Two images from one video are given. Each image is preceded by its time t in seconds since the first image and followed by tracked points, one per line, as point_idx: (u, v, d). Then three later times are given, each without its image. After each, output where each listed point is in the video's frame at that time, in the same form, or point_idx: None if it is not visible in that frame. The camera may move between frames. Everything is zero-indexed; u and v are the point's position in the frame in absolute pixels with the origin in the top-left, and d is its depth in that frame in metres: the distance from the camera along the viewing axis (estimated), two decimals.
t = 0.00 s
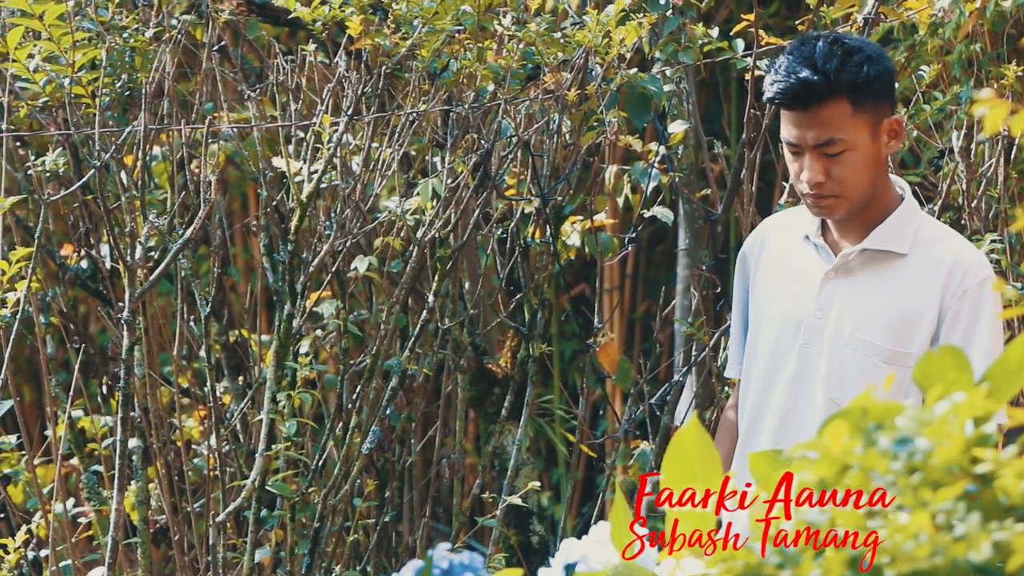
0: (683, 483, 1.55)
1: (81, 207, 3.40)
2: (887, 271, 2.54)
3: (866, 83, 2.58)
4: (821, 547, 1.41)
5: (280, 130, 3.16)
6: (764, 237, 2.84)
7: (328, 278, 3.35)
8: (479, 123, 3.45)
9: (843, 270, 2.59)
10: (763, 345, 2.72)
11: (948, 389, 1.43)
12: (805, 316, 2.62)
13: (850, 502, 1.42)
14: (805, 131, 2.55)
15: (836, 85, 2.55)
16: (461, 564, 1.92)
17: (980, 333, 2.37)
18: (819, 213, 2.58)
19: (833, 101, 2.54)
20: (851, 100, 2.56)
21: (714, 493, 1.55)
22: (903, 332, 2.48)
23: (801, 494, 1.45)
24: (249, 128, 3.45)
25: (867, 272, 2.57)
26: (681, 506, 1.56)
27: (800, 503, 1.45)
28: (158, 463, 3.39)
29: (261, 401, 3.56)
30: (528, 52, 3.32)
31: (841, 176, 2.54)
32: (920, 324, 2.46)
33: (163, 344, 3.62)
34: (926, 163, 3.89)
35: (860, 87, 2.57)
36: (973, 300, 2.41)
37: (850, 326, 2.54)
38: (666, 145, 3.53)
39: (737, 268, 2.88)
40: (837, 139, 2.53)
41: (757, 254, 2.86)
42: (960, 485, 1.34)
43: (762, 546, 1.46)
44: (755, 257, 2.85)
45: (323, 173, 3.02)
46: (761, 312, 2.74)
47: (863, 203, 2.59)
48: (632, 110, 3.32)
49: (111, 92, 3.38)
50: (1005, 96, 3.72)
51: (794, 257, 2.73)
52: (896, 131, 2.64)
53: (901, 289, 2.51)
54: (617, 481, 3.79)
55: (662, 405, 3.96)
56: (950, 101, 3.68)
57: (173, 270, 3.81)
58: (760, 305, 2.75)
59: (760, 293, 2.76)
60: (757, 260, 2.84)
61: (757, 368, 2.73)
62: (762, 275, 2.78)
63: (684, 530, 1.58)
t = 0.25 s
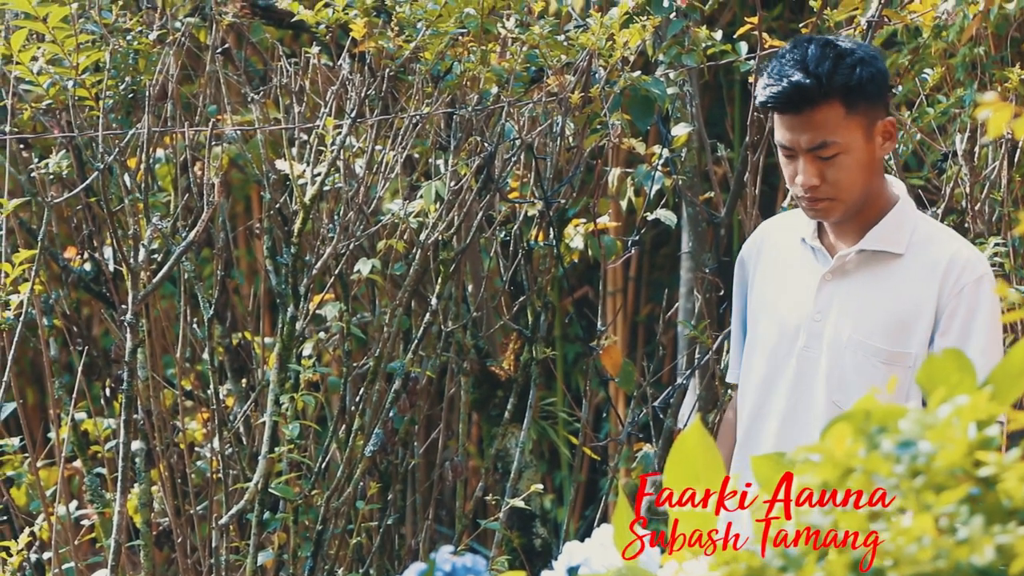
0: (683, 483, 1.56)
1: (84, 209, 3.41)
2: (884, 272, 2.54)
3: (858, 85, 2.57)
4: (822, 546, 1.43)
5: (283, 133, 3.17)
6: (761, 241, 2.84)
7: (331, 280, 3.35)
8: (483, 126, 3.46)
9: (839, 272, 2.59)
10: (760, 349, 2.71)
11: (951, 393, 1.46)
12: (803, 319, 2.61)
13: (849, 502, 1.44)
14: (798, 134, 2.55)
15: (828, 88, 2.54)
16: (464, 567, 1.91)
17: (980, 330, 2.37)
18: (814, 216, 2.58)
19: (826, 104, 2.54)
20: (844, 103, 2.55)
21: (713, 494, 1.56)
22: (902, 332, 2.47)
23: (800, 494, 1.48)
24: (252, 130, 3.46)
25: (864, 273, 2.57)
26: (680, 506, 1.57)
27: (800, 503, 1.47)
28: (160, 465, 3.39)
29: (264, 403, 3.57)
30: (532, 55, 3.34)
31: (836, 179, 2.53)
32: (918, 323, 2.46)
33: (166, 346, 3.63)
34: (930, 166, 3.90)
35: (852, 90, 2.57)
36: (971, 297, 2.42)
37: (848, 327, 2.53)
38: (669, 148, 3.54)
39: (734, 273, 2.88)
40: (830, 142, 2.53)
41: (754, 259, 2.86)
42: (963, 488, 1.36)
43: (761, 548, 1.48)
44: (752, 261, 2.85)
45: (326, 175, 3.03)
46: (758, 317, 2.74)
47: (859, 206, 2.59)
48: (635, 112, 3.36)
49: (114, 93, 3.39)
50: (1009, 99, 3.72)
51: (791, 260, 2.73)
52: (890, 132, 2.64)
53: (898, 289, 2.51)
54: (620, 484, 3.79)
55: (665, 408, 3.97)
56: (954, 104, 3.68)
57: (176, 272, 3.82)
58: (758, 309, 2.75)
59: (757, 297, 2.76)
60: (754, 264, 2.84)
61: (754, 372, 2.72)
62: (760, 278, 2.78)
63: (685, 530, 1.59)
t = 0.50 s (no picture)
0: (681, 484, 1.59)
1: (89, 215, 3.44)
2: (876, 278, 2.54)
3: (841, 92, 2.56)
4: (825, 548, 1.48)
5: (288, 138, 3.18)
6: (753, 250, 2.84)
7: (336, 285, 3.37)
8: (487, 131, 3.48)
9: (831, 279, 2.59)
10: (755, 358, 2.71)
11: (956, 398, 1.46)
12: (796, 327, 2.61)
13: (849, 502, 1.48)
14: (782, 142, 2.54)
15: (810, 96, 2.53)
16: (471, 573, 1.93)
17: (974, 334, 2.36)
18: (802, 223, 2.57)
19: (809, 112, 2.53)
20: (827, 109, 2.54)
21: (713, 493, 1.59)
22: (895, 337, 2.47)
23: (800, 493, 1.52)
24: (257, 135, 3.48)
25: (856, 279, 2.56)
26: (681, 506, 1.60)
27: (800, 504, 1.53)
28: (166, 470, 3.41)
29: (269, 408, 3.58)
30: (536, 60, 3.36)
31: (822, 186, 2.52)
32: (912, 329, 2.46)
33: (171, 351, 3.64)
34: (934, 171, 3.91)
35: (835, 96, 2.56)
36: (964, 301, 2.40)
37: (842, 335, 2.53)
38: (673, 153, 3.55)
39: (727, 282, 2.88)
40: (815, 150, 2.52)
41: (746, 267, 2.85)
42: (968, 493, 1.39)
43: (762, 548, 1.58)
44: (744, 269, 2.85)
45: (330, 181, 3.05)
46: (751, 326, 2.74)
47: (847, 212, 2.58)
48: (639, 118, 3.32)
49: (120, 98, 3.43)
50: (1014, 104, 3.72)
51: (783, 267, 2.72)
52: (877, 136, 2.62)
53: (891, 294, 2.50)
54: (623, 488, 3.80)
55: (669, 413, 3.98)
56: (958, 109, 3.69)
57: (181, 277, 3.84)
58: (750, 317, 2.75)
59: (750, 306, 2.76)
60: (746, 273, 2.84)
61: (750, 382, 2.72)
62: (753, 287, 2.78)
63: (684, 530, 1.61)
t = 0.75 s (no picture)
0: (682, 483, 1.58)
1: (90, 220, 3.44)
2: (865, 282, 2.58)
3: (826, 97, 2.59)
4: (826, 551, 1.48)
5: (289, 143, 3.18)
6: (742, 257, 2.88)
7: (337, 290, 3.37)
8: (488, 135, 3.48)
9: (820, 284, 2.63)
10: (747, 365, 2.75)
11: (958, 400, 1.46)
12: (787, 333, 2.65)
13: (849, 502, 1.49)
14: (768, 149, 2.57)
15: (795, 102, 2.56)
16: None
17: (965, 336, 2.41)
18: (790, 229, 2.60)
19: (794, 118, 2.56)
20: (812, 115, 2.57)
21: (713, 493, 1.58)
22: (887, 341, 2.51)
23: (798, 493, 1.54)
24: (258, 140, 3.48)
25: (846, 284, 2.60)
26: (681, 506, 1.59)
27: (801, 505, 1.54)
28: (168, 475, 3.41)
29: (271, 413, 3.58)
30: (537, 64, 3.36)
31: (809, 192, 2.55)
32: (903, 333, 2.50)
33: (173, 355, 3.65)
34: (936, 174, 3.90)
35: (820, 101, 2.58)
36: (954, 304, 2.45)
37: (833, 340, 2.57)
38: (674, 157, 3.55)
39: (717, 290, 2.92)
40: (801, 156, 2.55)
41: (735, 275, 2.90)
42: (969, 496, 1.39)
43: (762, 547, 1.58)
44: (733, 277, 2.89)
45: (332, 185, 3.05)
46: (742, 333, 2.78)
47: (834, 216, 2.61)
48: (640, 121, 3.36)
49: (120, 104, 3.38)
50: (1014, 107, 3.73)
51: (773, 273, 2.76)
52: (862, 140, 2.65)
53: (880, 298, 2.54)
54: (625, 492, 3.80)
55: (670, 417, 3.98)
56: (959, 112, 3.70)
57: (183, 281, 3.84)
58: (741, 325, 2.79)
59: (740, 313, 2.80)
60: (735, 281, 2.88)
61: (742, 388, 2.75)
62: (742, 295, 2.81)
63: (684, 530, 1.60)
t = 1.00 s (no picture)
0: (683, 483, 1.59)
1: (93, 225, 3.45)
2: (843, 290, 2.59)
3: (796, 105, 2.60)
4: (829, 554, 1.48)
5: (292, 148, 3.19)
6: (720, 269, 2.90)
7: (340, 295, 3.37)
8: (490, 140, 3.49)
9: (799, 293, 2.64)
10: (728, 376, 2.76)
11: (961, 404, 1.45)
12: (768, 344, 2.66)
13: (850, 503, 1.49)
14: (740, 158, 2.57)
15: (766, 110, 2.56)
16: None
17: (945, 342, 2.42)
18: (764, 238, 2.60)
19: (765, 126, 2.56)
20: (783, 123, 2.57)
21: (713, 494, 1.59)
22: (867, 349, 2.52)
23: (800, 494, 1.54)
24: (260, 144, 3.49)
25: (825, 293, 2.61)
26: (683, 508, 1.60)
27: (800, 505, 1.54)
28: (170, 480, 3.41)
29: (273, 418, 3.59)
30: (539, 68, 3.37)
31: (781, 200, 2.56)
32: (883, 339, 2.51)
33: (176, 360, 3.65)
34: (938, 178, 3.90)
35: (790, 109, 2.59)
36: (933, 309, 2.46)
37: (813, 349, 2.58)
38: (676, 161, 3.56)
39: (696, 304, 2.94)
40: (773, 164, 2.55)
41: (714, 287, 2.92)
42: (972, 501, 1.39)
43: (762, 547, 1.59)
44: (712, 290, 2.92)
45: (334, 190, 3.05)
46: (723, 344, 2.79)
47: (807, 224, 2.62)
48: (643, 126, 3.43)
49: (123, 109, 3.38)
50: (1017, 111, 3.73)
51: (752, 284, 2.77)
52: (834, 148, 2.66)
53: (859, 306, 2.55)
54: (627, 496, 3.80)
55: (673, 421, 3.98)
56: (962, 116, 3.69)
57: (185, 286, 3.85)
58: (722, 336, 2.80)
59: (720, 325, 2.82)
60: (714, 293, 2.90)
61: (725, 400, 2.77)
62: (721, 306, 2.83)
63: (684, 529, 1.62)
